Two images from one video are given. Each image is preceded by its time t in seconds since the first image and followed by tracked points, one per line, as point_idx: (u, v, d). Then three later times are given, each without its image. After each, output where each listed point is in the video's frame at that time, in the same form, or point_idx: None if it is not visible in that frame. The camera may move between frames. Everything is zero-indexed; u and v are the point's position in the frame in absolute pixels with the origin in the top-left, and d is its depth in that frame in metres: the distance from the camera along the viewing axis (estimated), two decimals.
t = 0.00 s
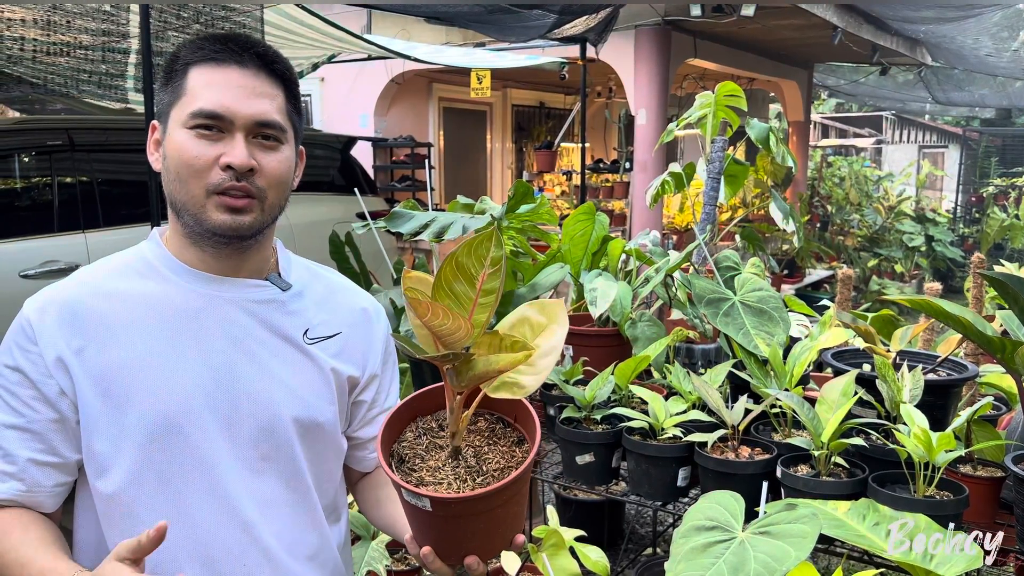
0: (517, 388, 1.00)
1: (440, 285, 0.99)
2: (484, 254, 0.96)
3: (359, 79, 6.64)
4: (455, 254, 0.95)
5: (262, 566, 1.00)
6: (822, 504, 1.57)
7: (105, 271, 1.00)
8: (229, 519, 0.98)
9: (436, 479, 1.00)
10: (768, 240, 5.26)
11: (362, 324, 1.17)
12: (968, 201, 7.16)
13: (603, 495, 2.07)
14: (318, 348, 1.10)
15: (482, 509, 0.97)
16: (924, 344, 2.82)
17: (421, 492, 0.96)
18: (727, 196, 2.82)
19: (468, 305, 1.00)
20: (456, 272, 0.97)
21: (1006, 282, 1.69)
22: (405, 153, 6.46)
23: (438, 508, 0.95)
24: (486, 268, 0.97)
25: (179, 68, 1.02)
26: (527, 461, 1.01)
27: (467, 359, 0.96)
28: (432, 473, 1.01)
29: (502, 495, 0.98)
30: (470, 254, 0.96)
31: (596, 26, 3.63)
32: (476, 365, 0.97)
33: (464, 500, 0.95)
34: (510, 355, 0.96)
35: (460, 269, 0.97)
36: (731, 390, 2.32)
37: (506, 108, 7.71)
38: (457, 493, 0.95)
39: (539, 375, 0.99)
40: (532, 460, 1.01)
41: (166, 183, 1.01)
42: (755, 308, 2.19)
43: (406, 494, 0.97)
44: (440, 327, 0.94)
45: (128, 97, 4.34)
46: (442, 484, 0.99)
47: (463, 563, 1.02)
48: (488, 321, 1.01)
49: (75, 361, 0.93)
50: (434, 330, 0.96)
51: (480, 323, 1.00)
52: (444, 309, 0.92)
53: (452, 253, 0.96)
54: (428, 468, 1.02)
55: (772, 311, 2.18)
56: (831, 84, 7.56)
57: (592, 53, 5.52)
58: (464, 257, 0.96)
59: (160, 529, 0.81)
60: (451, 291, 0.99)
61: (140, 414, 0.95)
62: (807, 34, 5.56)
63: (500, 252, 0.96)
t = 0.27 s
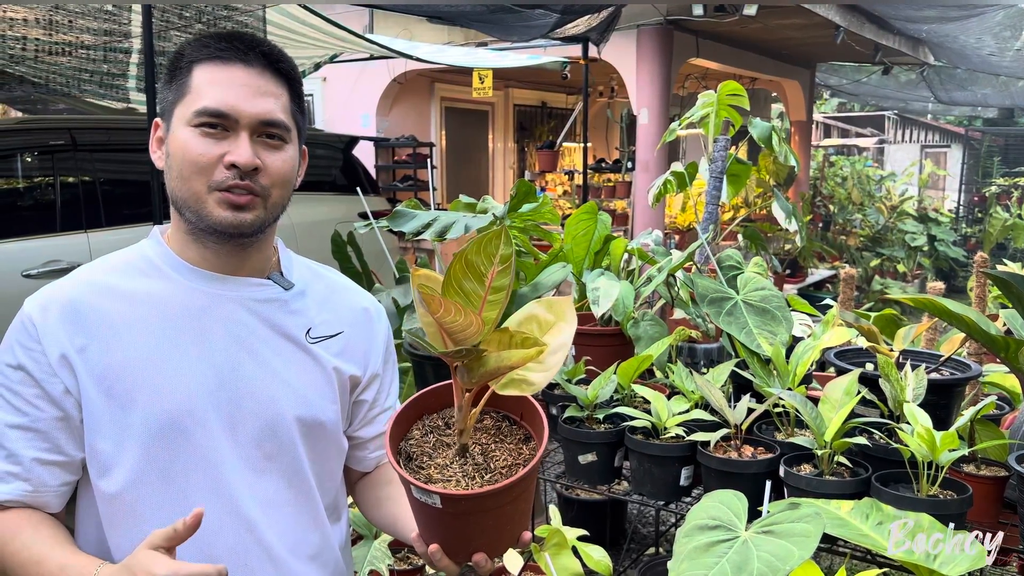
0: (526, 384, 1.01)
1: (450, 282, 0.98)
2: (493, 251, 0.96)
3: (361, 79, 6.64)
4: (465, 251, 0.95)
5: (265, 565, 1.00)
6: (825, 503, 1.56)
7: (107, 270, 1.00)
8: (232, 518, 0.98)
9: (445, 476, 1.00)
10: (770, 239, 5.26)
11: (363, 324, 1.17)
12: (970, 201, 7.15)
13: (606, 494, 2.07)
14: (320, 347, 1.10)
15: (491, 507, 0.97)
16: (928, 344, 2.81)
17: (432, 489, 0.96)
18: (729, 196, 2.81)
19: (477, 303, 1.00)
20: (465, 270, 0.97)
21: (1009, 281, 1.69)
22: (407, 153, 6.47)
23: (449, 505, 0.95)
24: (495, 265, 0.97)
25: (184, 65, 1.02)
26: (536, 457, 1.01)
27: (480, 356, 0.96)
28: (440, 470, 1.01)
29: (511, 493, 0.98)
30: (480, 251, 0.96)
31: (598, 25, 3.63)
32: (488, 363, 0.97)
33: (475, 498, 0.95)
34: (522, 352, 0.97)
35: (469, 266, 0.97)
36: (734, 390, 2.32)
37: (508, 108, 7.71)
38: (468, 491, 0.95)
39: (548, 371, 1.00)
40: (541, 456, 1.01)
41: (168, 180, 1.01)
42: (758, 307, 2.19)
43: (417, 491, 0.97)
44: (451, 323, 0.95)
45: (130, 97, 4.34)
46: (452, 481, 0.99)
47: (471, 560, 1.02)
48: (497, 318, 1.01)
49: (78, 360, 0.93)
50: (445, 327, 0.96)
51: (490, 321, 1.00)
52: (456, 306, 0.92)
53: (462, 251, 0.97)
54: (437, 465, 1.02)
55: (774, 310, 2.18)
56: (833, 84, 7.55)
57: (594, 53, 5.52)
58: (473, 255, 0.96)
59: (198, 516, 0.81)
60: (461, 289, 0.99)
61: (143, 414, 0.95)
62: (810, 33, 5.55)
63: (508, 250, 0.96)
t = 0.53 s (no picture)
0: (539, 392, 0.99)
1: (465, 291, 0.98)
2: (509, 260, 0.97)
3: (363, 79, 6.65)
4: (482, 260, 0.96)
5: (267, 566, 1.00)
6: (828, 503, 1.56)
7: (106, 270, 1.00)
8: (235, 520, 0.98)
9: (458, 482, 1.00)
10: (772, 240, 5.25)
11: (364, 325, 1.17)
12: (972, 201, 7.14)
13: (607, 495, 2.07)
14: (322, 348, 1.10)
15: (504, 512, 0.97)
16: (930, 344, 2.81)
17: (447, 495, 0.95)
18: (731, 196, 2.82)
19: (493, 311, 0.99)
20: (481, 278, 0.98)
21: (1013, 282, 1.70)
22: (408, 154, 6.47)
23: (464, 511, 0.95)
24: (512, 275, 0.97)
25: (188, 65, 1.02)
26: (549, 462, 1.01)
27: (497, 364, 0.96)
28: (452, 476, 1.01)
29: (523, 498, 0.98)
30: (496, 260, 0.96)
31: (600, 26, 3.63)
32: (507, 373, 0.97)
33: (489, 503, 0.95)
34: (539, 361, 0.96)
35: (485, 275, 0.97)
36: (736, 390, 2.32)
37: (510, 108, 7.71)
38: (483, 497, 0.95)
39: (562, 380, 0.98)
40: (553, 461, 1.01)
41: (170, 180, 1.01)
42: (760, 307, 2.19)
43: (431, 498, 0.97)
44: (467, 330, 0.94)
45: (133, 97, 4.35)
46: (465, 487, 0.98)
47: (482, 565, 1.02)
48: (514, 327, 1.00)
49: (80, 361, 0.93)
50: (461, 334, 0.96)
51: (507, 329, 1.00)
52: (474, 313, 0.93)
53: (478, 261, 0.97)
54: (448, 470, 1.02)
55: (777, 311, 2.18)
56: (835, 84, 7.55)
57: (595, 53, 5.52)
58: (490, 264, 0.97)
59: (200, 515, 0.82)
60: (476, 298, 0.99)
61: (146, 415, 0.95)
62: (812, 34, 5.55)
63: (525, 259, 0.97)
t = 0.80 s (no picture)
0: (553, 397, 0.99)
1: (484, 294, 0.98)
2: (529, 264, 0.97)
3: (363, 80, 6.65)
4: (503, 264, 0.96)
5: (266, 566, 1.01)
6: (828, 503, 1.56)
7: (105, 270, 1.00)
8: (234, 521, 0.99)
9: (468, 483, 1.00)
10: (772, 240, 5.25)
11: (363, 327, 1.18)
12: (973, 201, 7.14)
13: (608, 495, 2.07)
14: (321, 349, 1.10)
15: (514, 515, 0.98)
16: (930, 345, 2.81)
17: (458, 497, 0.96)
18: (731, 197, 2.82)
19: (510, 314, 1.00)
20: (500, 281, 0.98)
21: (1013, 282, 1.70)
22: (409, 154, 6.48)
23: (475, 513, 0.95)
24: (531, 279, 0.98)
25: (187, 66, 1.03)
26: (560, 467, 1.01)
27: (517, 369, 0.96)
28: (462, 477, 1.01)
29: (534, 502, 0.99)
30: (516, 264, 0.96)
31: (600, 26, 3.63)
32: (526, 377, 0.99)
33: (500, 506, 0.95)
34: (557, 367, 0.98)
35: (504, 278, 0.97)
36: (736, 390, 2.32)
37: (511, 108, 7.72)
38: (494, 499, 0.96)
39: (577, 386, 0.99)
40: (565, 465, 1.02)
41: (170, 181, 1.01)
42: (760, 308, 2.19)
43: (442, 499, 0.97)
44: (488, 334, 0.95)
45: (134, 98, 4.36)
46: (475, 489, 0.99)
47: (489, 566, 1.02)
48: (532, 330, 1.00)
49: (78, 362, 0.93)
50: (482, 337, 0.96)
51: (526, 333, 1.00)
52: (496, 317, 0.93)
53: (499, 263, 0.97)
54: (458, 472, 1.02)
55: (777, 311, 2.18)
56: (836, 84, 7.56)
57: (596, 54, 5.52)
58: (510, 267, 0.97)
59: (211, 511, 0.82)
60: (493, 300, 0.99)
61: (145, 416, 0.95)
62: (812, 34, 5.54)
63: (545, 263, 0.96)
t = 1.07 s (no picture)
0: (554, 398, 0.99)
1: (485, 296, 0.99)
2: (529, 266, 0.98)
3: (363, 80, 6.65)
4: (504, 266, 0.97)
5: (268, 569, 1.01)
6: (829, 503, 1.56)
7: (107, 271, 1.00)
8: (236, 523, 0.99)
9: (470, 485, 1.00)
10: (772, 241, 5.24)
11: (364, 328, 1.18)
12: (973, 202, 7.14)
13: (608, 495, 2.07)
14: (323, 351, 1.10)
15: (516, 517, 0.98)
16: (930, 345, 2.81)
17: (461, 499, 0.96)
18: (731, 197, 2.82)
19: (511, 315, 1.01)
20: (501, 283, 0.99)
21: (1013, 282, 1.70)
22: (409, 155, 6.48)
23: (478, 515, 0.96)
24: (531, 280, 0.99)
25: (181, 70, 1.02)
26: (562, 469, 1.02)
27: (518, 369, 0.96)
28: (464, 479, 1.01)
29: (536, 504, 0.99)
30: (516, 266, 0.98)
31: (601, 27, 3.63)
32: (528, 378, 0.98)
33: (503, 507, 0.96)
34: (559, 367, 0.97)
35: (505, 279, 0.99)
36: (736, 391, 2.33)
37: (511, 109, 7.72)
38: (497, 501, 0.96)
39: (578, 387, 0.99)
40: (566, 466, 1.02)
41: (175, 186, 1.01)
42: (761, 308, 2.20)
43: (444, 501, 0.97)
44: (490, 333, 0.95)
45: (134, 99, 4.37)
46: (477, 491, 0.99)
47: (491, 568, 1.02)
48: (532, 331, 1.01)
49: (81, 363, 0.93)
50: (482, 337, 0.96)
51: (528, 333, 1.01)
52: (497, 316, 0.93)
53: (499, 265, 0.99)
54: (459, 473, 1.02)
55: (777, 311, 2.18)
56: (836, 84, 7.56)
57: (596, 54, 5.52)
58: (509, 269, 0.98)
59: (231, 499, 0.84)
60: (495, 302, 1.00)
61: (148, 418, 0.95)
62: (812, 34, 5.55)
63: (545, 265, 0.98)
